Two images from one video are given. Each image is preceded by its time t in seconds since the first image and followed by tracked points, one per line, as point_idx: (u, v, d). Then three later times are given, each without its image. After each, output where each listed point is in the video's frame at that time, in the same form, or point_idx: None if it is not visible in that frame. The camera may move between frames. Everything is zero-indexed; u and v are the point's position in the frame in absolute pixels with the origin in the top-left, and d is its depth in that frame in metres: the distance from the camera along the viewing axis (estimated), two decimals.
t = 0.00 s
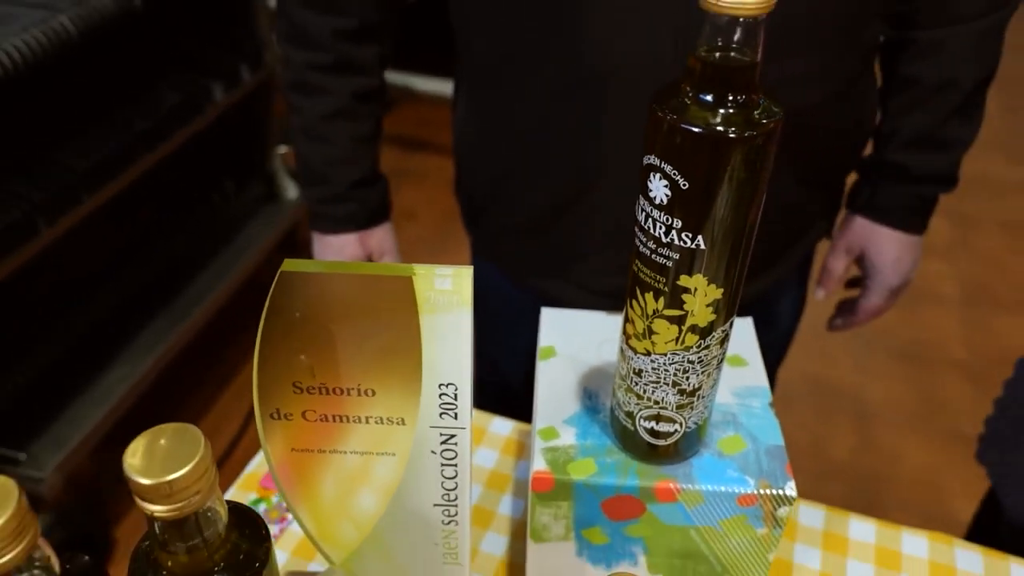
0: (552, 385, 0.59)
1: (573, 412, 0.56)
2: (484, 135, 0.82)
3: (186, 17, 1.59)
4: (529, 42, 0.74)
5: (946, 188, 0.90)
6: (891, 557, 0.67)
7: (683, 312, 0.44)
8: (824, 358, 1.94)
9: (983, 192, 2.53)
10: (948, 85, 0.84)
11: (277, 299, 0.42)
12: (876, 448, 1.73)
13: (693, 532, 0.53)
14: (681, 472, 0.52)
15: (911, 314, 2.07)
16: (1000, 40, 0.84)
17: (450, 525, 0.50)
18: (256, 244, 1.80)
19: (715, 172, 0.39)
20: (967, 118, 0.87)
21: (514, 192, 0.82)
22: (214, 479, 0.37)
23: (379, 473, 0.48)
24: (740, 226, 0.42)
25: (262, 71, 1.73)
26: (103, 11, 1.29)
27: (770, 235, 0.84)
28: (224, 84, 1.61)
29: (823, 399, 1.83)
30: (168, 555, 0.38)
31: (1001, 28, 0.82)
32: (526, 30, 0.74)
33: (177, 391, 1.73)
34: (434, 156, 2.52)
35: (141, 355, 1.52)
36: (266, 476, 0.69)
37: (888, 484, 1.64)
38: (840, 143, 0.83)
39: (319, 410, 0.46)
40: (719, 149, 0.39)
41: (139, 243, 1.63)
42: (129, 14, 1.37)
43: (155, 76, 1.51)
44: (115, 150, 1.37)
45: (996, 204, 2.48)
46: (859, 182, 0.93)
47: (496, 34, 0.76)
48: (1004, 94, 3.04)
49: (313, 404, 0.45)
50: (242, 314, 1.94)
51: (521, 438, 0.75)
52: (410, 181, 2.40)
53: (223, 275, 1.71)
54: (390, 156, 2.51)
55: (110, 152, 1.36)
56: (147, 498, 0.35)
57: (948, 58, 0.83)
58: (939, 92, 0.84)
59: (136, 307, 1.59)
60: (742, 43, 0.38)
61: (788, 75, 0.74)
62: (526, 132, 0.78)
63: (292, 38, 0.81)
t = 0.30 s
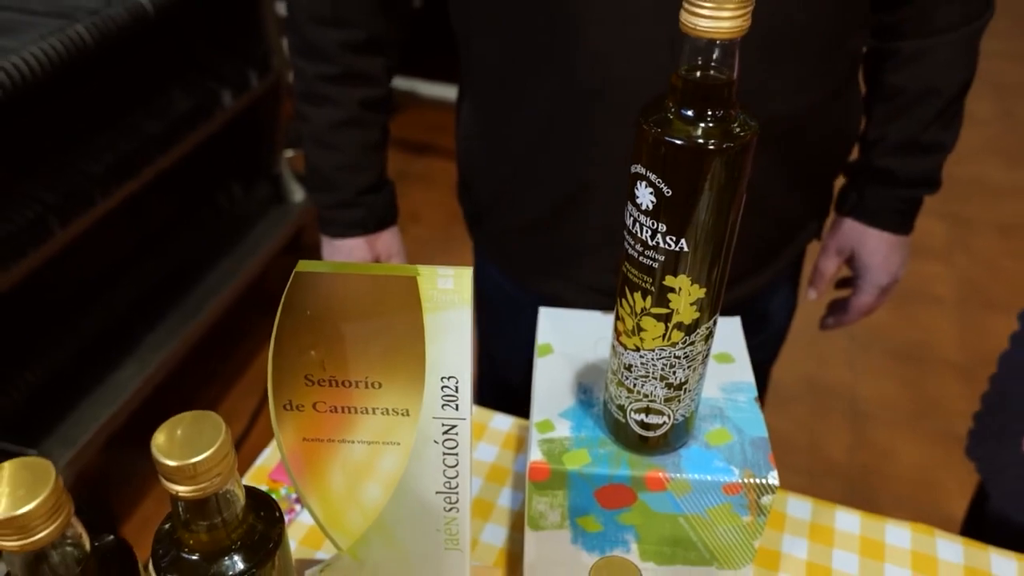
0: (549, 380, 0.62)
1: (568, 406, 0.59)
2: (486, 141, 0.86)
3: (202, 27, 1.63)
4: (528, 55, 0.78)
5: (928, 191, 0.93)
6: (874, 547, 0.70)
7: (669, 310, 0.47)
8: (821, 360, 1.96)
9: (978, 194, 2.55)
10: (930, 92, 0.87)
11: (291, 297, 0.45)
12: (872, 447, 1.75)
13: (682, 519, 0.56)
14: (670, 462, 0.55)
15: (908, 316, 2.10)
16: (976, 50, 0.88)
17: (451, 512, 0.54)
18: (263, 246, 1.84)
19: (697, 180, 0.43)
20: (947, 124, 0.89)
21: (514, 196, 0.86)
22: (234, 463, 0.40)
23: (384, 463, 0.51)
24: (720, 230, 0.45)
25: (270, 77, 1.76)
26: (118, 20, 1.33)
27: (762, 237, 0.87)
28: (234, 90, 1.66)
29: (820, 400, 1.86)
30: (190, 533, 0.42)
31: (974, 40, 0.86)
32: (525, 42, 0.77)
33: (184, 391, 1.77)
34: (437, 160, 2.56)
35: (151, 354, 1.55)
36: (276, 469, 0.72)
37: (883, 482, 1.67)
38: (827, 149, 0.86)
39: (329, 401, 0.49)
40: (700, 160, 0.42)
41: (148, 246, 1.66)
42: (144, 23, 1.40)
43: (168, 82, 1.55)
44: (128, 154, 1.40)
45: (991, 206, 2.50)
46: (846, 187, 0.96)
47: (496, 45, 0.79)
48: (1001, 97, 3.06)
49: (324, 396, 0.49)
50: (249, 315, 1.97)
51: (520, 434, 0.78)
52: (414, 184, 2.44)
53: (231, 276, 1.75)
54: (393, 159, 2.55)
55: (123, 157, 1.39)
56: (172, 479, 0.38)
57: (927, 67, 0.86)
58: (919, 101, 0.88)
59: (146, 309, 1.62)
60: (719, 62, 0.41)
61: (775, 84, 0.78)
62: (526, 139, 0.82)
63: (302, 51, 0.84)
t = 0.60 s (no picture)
0: (546, 406, 0.65)
1: (564, 430, 0.63)
2: (488, 178, 0.90)
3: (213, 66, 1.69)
4: (529, 100, 0.82)
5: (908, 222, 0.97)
6: (860, 567, 0.73)
7: (657, 338, 0.51)
8: (817, 389, 1.99)
9: (968, 226, 2.61)
10: (906, 131, 0.92)
11: (309, 326, 0.49)
12: (867, 475, 1.78)
13: (673, 538, 0.59)
14: (660, 482, 0.58)
15: (902, 346, 2.13)
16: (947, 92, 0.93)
17: (454, 529, 0.57)
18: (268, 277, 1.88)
19: (680, 219, 0.47)
20: (924, 157, 0.94)
21: (514, 230, 0.90)
22: (257, 479, 0.43)
23: (393, 481, 0.55)
24: (704, 265, 0.49)
25: (276, 114, 1.82)
26: (133, 61, 1.38)
27: (752, 270, 0.91)
28: (242, 126, 1.71)
29: (816, 429, 1.88)
30: (214, 545, 0.45)
31: (945, 84, 0.92)
32: (525, 87, 0.82)
33: (188, 420, 1.79)
34: (439, 193, 2.61)
35: (158, 383, 1.58)
36: (285, 492, 0.75)
37: (878, 510, 1.69)
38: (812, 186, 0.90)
39: (341, 423, 0.52)
40: (683, 202, 0.46)
41: (156, 278, 1.70)
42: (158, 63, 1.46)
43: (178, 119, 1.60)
44: (140, 188, 1.45)
45: (981, 238, 2.55)
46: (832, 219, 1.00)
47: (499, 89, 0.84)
48: (989, 131, 3.13)
49: (337, 418, 0.52)
50: (254, 346, 2.00)
51: (519, 458, 0.82)
52: (415, 216, 2.48)
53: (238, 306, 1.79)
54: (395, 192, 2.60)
55: (135, 191, 1.43)
56: (201, 493, 0.42)
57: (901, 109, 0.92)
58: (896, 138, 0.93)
59: (154, 339, 1.66)
60: (699, 114, 0.45)
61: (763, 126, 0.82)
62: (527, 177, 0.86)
63: (317, 97, 0.89)
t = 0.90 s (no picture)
0: (551, 449, 0.69)
1: (568, 472, 0.66)
2: (496, 231, 0.95)
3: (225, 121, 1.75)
4: (535, 158, 0.87)
5: (898, 270, 1.01)
6: None
7: (654, 385, 0.55)
8: (815, 435, 2.02)
9: (962, 274, 2.65)
10: (896, 186, 0.97)
11: (332, 373, 0.53)
12: (866, 521, 1.79)
13: None
14: (659, 522, 0.61)
15: (899, 392, 2.16)
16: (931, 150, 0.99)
17: (464, 567, 0.60)
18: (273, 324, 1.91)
19: (674, 276, 0.51)
20: (913, 211, 0.99)
21: (520, 280, 0.94)
22: (286, 517, 0.47)
23: (406, 521, 0.58)
24: (697, 317, 0.53)
25: (285, 165, 1.87)
26: (150, 117, 1.43)
27: (748, 318, 0.95)
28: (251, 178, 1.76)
29: (815, 475, 1.91)
30: None
31: (930, 142, 0.97)
32: (531, 146, 0.87)
33: (193, 467, 1.81)
34: (442, 241, 2.66)
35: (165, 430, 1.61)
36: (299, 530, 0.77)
37: (877, 556, 1.70)
38: (804, 238, 0.95)
39: (359, 465, 0.56)
40: (677, 260, 0.50)
41: (165, 326, 1.74)
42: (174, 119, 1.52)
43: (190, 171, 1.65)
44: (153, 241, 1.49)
45: (975, 285, 2.60)
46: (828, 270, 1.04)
47: (508, 148, 0.89)
48: (980, 181, 3.20)
49: (355, 460, 0.55)
50: (260, 392, 2.03)
51: (523, 501, 0.85)
52: (419, 264, 2.53)
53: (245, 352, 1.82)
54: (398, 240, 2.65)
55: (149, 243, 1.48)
56: (236, 530, 0.45)
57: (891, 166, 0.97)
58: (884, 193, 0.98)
59: (162, 386, 1.69)
60: (691, 180, 0.50)
61: (757, 183, 0.87)
62: (533, 230, 0.91)
63: (336, 154, 0.93)
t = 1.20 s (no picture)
0: (551, 473, 0.73)
1: (566, 494, 0.71)
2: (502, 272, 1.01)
3: (239, 166, 1.82)
4: (538, 205, 0.94)
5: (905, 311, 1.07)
6: None
7: (644, 409, 0.60)
8: (810, 471, 2.05)
9: (955, 314, 2.71)
10: (897, 233, 1.04)
11: (351, 399, 0.58)
12: (860, 556, 1.82)
13: None
14: (651, 540, 0.66)
15: (894, 430, 2.20)
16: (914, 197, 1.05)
17: None
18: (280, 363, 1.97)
19: (660, 309, 0.56)
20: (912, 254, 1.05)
21: (524, 319, 1.00)
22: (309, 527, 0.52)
23: (417, 538, 0.62)
24: (682, 347, 0.58)
25: (294, 209, 1.94)
26: (167, 163, 1.50)
27: (738, 354, 1.01)
28: (261, 221, 1.83)
29: (810, 510, 1.94)
30: None
31: (911, 190, 1.03)
32: (534, 192, 0.93)
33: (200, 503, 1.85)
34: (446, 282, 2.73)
35: (173, 466, 1.65)
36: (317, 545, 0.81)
37: None
38: (790, 278, 1.01)
39: (374, 484, 0.61)
40: (663, 294, 0.56)
41: (176, 364, 1.79)
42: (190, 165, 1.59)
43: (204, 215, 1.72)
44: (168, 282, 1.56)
45: (968, 325, 2.66)
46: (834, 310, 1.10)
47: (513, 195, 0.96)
48: (972, 224, 3.28)
49: (371, 480, 0.60)
50: (266, 429, 2.07)
51: (524, 527, 0.89)
52: (423, 305, 2.59)
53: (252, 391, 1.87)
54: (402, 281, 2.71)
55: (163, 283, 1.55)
56: (264, 538, 0.50)
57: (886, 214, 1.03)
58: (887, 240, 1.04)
59: (172, 424, 1.73)
60: (674, 223, 0.56)
61: (744, 226, 0.93)
62: (536, 271, 0.97)
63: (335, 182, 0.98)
